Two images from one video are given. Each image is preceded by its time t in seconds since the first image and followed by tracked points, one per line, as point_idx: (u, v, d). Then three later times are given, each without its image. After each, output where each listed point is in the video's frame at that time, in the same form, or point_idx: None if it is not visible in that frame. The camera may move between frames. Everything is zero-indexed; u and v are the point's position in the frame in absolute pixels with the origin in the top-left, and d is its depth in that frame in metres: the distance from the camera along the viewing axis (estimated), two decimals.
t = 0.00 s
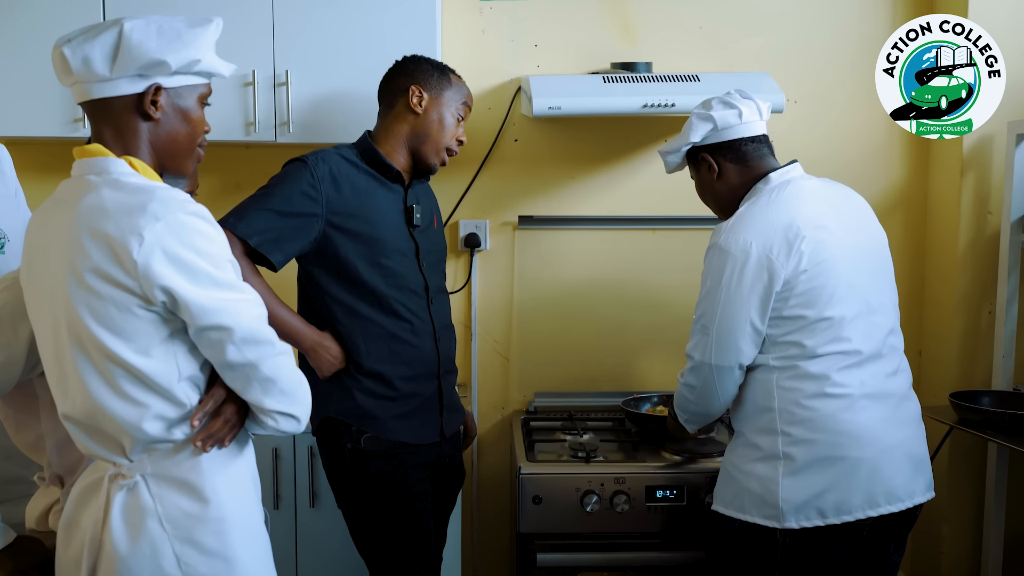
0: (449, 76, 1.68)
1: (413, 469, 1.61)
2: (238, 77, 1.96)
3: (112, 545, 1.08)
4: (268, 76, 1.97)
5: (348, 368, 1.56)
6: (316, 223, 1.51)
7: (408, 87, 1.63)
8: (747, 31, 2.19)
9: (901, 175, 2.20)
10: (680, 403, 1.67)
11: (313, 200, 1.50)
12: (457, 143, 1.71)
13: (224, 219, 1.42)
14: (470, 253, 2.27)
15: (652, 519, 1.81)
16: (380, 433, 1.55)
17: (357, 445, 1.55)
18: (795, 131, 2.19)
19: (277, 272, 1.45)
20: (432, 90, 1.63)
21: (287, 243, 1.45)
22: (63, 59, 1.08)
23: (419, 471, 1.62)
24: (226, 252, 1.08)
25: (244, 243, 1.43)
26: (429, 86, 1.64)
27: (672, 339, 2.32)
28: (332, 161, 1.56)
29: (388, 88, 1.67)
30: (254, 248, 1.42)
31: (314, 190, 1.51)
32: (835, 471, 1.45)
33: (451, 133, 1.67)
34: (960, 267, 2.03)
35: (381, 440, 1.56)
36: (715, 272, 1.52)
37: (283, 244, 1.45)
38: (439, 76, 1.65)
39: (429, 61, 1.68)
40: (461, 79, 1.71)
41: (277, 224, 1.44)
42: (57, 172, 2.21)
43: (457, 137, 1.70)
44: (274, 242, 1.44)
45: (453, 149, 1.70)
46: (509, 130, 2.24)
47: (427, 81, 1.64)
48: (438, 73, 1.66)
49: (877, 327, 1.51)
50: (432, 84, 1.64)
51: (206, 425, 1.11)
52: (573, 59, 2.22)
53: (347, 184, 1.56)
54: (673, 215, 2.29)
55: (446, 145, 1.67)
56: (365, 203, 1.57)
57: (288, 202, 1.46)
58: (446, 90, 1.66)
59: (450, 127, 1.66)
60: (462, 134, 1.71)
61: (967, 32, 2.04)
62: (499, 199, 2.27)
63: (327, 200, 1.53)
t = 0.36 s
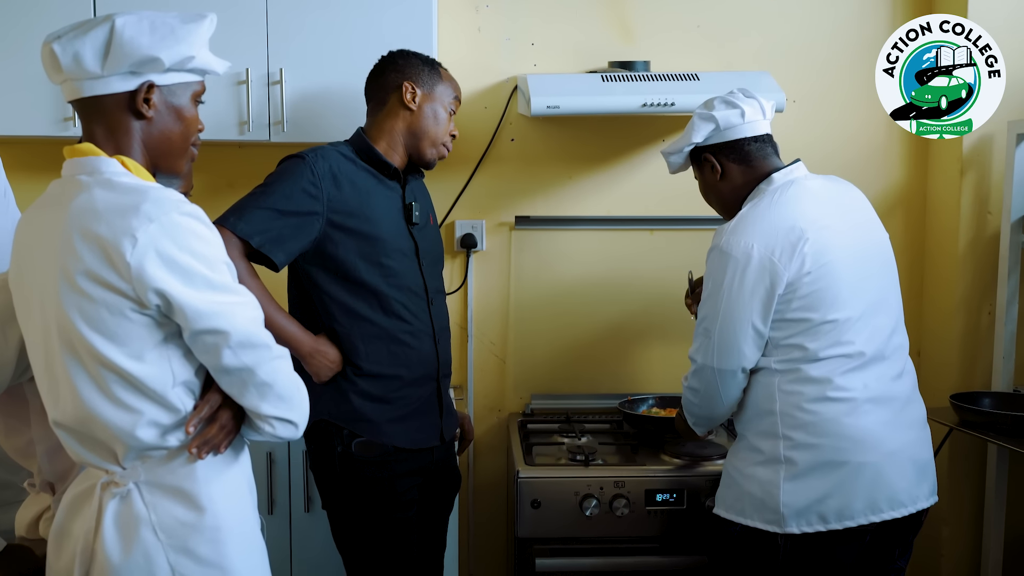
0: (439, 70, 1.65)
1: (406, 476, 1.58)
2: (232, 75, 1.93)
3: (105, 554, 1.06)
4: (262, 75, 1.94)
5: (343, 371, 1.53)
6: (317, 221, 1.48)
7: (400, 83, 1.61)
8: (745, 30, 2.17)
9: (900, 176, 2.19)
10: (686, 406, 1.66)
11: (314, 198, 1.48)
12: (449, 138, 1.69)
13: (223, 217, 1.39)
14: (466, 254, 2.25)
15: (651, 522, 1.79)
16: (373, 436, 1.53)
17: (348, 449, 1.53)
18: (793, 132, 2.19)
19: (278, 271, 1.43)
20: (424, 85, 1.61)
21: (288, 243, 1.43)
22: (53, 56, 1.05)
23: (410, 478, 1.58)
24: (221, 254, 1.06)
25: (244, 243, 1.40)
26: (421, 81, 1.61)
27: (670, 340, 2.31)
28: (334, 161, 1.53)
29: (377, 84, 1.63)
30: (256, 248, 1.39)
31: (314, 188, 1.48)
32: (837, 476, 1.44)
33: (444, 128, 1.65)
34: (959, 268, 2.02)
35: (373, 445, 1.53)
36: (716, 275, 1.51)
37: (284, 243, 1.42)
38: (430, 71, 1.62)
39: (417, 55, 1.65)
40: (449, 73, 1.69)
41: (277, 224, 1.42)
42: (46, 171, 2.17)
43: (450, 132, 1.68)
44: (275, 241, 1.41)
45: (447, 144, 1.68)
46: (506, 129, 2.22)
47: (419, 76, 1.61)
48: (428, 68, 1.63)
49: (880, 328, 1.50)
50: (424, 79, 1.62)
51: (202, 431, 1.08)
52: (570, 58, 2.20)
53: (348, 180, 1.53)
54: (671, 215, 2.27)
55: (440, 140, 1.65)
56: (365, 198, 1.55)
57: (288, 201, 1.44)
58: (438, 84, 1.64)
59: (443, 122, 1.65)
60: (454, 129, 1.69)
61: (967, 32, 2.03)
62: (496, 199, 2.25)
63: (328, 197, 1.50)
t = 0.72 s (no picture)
0: (409, 71, 1.61)
1: (409, 480, 1.57)
2: (220, 75, 1.89)
3: (93, 569, 1.03)
4: (251, 74, 1.90)
5: (351, 375, 1.51)
6: (323, 245, 1.45)
7: (370, 90, 1.57)
8: (740, 30, 2.16)
9: (897, 177, 2.18)
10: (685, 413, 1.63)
11: (318, 221, 1.45)
12: (430, 139, 1.66)
13: (228, 242, 1.35)
14: (458, 256, 2.22)
15: (646, 530, 1.77)
16: (384, 439, 1.52)
17: (361, 452, 1.49)
18: (787, 134, 2.17)
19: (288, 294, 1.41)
20: (394, 90, 1.58)
21: (298, 266, 1.42)
22: (37, 55, 1.02)
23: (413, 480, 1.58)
24: (213, 259, 1.02)
25: (252, 267, 1.37)
26: (391, 86, 1.58)
27: (664, 342, 2.29)
28: (328, 179, 1.50)
29: (347, 94, 1.61)
30: (267, 274, 1.38)
31: (318, 211, 1.45)
32: (833, 481, 1.42)
33: (422, 130, 1.62)
34: (956, 269, 2.02)
35: (384, 447, 1.52)
36: (709, 278, 1.48)
37: (294, 266, 1.41)
38: (399, 74, 1.59)
39: (386, 59, 1.61)
40: (422, 71, 1.65)
41: (284, 248, 1.39)
42: (28, 172, 2.12)
43: (428, 133, 1.64)
44: (286, 266, 1.40)
45: (426, 146, 1.65)
46: (498, 130, 2.19)
47: (387, 81, 1.58)
48: (397, 70, 1.60)
49: (877, 331, 1.47)
50: (394, 82, 1.59)
51: (193, 443, 1.04)
52: (563, 57, 2.17)
53: (344, 202, 1.51)
54: (666, 218, 2.25)
55: (418, 143, 1.62)
56: (360, 220, 1.52)
57: (294, 224, 1.41)
58: (409, 86, 1.60)
59: (419, 124, 1.61)
60: (433, 129, 1.65)
61: (967, 32, 2.02)
62: (489, 201, 2.22)
63: (331, 222, 1.47)
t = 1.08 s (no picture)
0: (405, 74, 1.59)
1: (406, 484, 1.54)
2: (215, 73, 1.86)
3: None
4: (247, 72, 1.87)
5: (351, 375, 1.48)
6: (316, 246, 1.43)
7: (368, 92, 1.55)
8: (739, 30, 2.15)
9: (896, 177, 2.19)
10: (688, 412, 1.62)
11: (309, 221, 1.42)
12: (425, 143, 1.64)
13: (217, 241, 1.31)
14: (456, 257, 2.20)
15: (645, 533, 1.75)
16: (383, 440, 1.49)
17: (359, 453, 1.47)
18: (784, 135, 2.17)
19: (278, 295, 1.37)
20: (392, 93, 1.56)
21: (290, 267, 1.38)
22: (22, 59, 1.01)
23: (410, 484, 1.55)
24: (216, 259, 0.99)
25: (242, 267, 1.33)
26: (389, 89, 1.56)
27: (663, 343, 2.28)
28: (321, 181, 1.47)
29: (343, 95, 1.58)
30: (257, 273, 1.33)
31: (310, 211, 1.43)
32: (837, 485, 1.41)
33: (418, 135, 1.60)
34: (956, 270, 2.02)
35: (383, 449, 1.50)
36: (716, 275, 1.48)
37: (286, 267, 1.38)
38: (397, 77, 1.57)
39: (383, 61, 1.59)
40: (419, 76, 1.62)
41: (275, 248, 1.36)
42: (16, 172, 2.07)
43: (424, 138, 1.62)
44: (276, 266, 1.36)
45: (422, 151, 1.63)
46: (496, 130, 2.17)
47: (385, 84, 1.56)
48: (394, 73, 1.57)
49: (882, 332, 1.46)
50: (391, 86, 1.56)
51: (196, 448, 1.01)
52: (561, 56, 2.16)
53: (338, 203, 1.48)
54: (665, 218, 2.24)
55: (415, 147, 1.60)
56: (352, 220, 1.50)
57: (287, 225, 1.38)
58: (406, 89, 1.58)
59: (415, 129, 1.59)
60: (428, 134, 1.63)
61: (967, 32, 2.03)
62: (488, 201, 2.20)
63: (323, 222, 1.45)
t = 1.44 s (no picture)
0: (420, 80, 1.58)
1: (392, 485, 1.52)
2: (212, 70, 1.83)
3: None
4: (245, 69, 1.85)
5: (335, 375, 1.46)
6: (307, 241, 1.40)
7: (380, 95, 1.54)
8: (740, 29, 2.14)
9: (896, 177, 2.18)
10: (691, 410, 1.61)
11: (303, 217, 1.40)
12: (433, 148, 1.62)
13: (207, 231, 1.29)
14: (455, 257, 2.18)
15: (648, 536, 1.74)
16: (366, 442, 1.46)
17: (341, 454, 1.44)
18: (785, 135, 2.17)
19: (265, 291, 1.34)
20: (405, 98, 1.54)
21: (278, 262, 1.35)
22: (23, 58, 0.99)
23: (396, 486, 1.52)
24: (215, 260, 0.96)
25: (230, 258, 1.30)
26: (403, 93, 1.54)
27: (664, 344, 2.27)
28: (319, 177, 1.45)
29: (355, 96, 1.56)
30: (244, 266, 1.31)
31: (304, 207, 1.40)
32: (844, 483, 1.40)
33: (428, 141, 1.59)
34: (958, 271, 2.02)
35: (366, 450, 1.47)
36: (722, 269, 1.47)
37: (274, 262, 1.34)
38: (411, 82, 1.56)
39: (398, 64, 1.58)
40: (432, 82, 1.61)
41: (264, 241, 1.33)
42: (7, 171, 2.03)
43: (433, 143, 1.61)
44: (264, 260, 1.33)
45: (430, 157, 1.62)
46: (496, 128, 2.15)
47: (400, 88, 1.54)
48: (409, 78, 1.56)
49: (888, 332, 1.45)
50: (405, 90, 1.55)
51: (192, 453, 0.99)
52: (562, 54, 2.14)
53: (335, 201, 1.46)
54: (666, 217, 2.23)
55: (424, 153, 1.59)
56: (349, 219, 1.48)
57: (278, 219, 1.36)
58: (419, 94, 1.57)
59: (426, 135, 1.58)
60: (437, 139, 1.62)
61: (967, 32, 2.03)
62: (488, 202, 2.18)
63: (317, 219, 1.42)
